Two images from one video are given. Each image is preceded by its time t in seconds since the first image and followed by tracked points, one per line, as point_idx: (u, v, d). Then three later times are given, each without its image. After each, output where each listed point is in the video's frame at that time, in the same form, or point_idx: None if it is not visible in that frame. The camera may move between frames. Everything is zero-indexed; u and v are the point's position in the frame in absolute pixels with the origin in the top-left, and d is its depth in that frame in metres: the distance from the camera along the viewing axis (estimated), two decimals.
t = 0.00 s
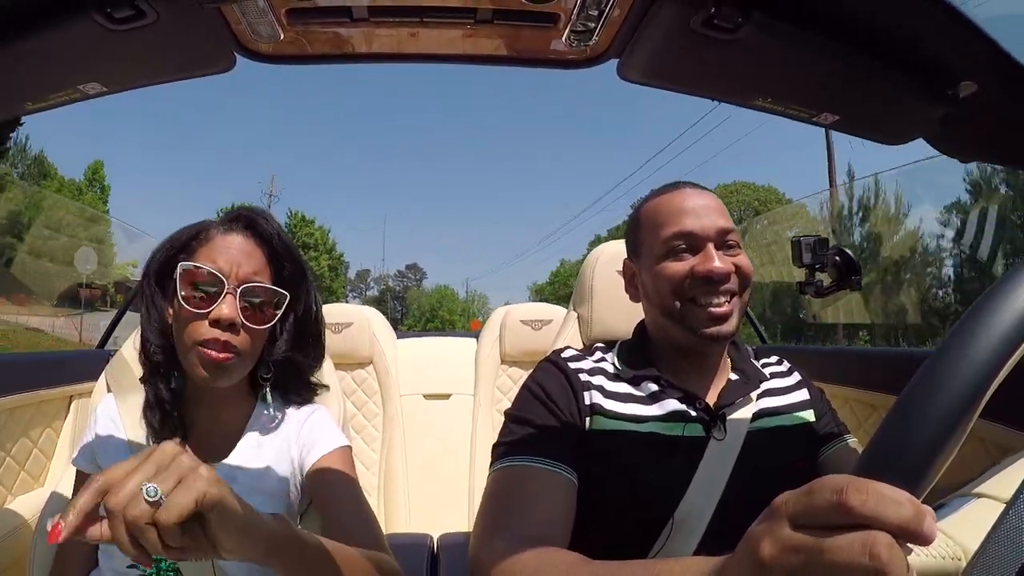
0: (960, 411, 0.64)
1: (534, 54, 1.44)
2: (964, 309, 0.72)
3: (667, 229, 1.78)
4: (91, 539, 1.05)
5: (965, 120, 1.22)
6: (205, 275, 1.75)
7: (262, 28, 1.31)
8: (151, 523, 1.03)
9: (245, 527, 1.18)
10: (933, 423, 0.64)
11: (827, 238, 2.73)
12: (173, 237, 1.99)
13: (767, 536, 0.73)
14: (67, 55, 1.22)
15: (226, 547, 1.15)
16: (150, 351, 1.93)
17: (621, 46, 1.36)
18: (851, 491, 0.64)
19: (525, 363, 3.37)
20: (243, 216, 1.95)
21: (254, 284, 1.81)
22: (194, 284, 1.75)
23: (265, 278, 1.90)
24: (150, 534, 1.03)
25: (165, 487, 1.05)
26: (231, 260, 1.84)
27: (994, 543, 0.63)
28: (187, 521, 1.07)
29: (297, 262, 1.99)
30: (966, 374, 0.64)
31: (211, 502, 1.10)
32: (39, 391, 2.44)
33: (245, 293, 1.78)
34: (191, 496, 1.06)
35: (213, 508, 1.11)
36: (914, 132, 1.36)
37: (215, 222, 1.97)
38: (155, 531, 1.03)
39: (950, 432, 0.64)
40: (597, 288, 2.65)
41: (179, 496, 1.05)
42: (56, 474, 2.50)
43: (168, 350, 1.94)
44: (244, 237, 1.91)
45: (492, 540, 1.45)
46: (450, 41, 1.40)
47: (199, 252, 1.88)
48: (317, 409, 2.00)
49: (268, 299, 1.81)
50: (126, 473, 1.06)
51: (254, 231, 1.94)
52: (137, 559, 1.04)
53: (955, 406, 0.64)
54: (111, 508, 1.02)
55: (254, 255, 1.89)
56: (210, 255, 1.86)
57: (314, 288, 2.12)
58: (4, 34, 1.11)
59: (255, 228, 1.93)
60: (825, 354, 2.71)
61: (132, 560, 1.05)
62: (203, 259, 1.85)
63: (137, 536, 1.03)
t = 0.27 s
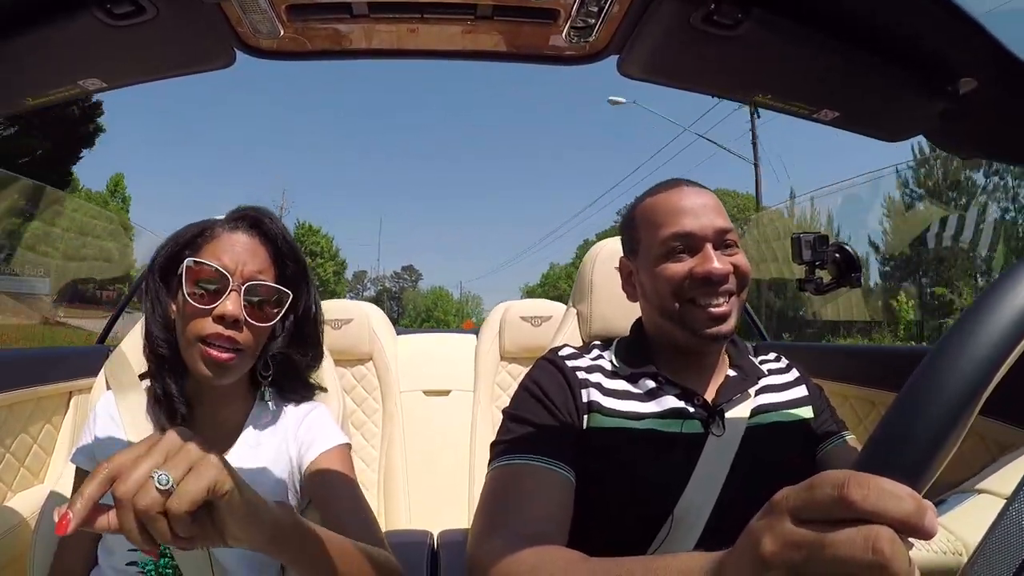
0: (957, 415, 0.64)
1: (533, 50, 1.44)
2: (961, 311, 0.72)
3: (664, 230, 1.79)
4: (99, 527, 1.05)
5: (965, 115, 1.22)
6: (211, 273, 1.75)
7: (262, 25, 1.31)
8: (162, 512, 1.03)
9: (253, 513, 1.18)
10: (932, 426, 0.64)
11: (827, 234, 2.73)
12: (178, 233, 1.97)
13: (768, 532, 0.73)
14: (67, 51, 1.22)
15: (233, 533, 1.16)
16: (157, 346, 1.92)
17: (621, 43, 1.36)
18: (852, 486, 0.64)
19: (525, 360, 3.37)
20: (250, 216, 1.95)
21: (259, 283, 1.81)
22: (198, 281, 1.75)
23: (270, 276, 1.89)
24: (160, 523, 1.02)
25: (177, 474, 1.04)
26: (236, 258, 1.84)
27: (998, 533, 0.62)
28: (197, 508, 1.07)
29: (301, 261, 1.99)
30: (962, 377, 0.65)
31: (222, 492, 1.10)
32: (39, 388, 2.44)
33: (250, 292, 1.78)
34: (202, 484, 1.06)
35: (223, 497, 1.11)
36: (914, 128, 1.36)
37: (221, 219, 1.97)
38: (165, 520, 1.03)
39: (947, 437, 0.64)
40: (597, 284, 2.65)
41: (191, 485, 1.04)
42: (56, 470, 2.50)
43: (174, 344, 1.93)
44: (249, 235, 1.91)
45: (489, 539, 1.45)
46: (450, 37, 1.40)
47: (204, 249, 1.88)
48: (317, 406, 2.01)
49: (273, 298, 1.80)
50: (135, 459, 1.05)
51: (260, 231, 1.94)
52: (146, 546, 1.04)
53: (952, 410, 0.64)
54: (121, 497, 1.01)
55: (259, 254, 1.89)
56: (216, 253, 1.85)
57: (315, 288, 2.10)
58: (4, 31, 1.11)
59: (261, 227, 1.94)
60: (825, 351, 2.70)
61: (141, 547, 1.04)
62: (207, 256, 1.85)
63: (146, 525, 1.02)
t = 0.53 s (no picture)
0: (957, 417, 0.64)
1: (533, 51, 1.44)
2: (958, 313, 0.72)
3: (660, 235, 1.78)
4: (94, 524, 1.03)
5: (966, 116, 1.22)
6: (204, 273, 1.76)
7: (262, 27, 1.31)
8: (155, 510, 1.02)
9: (247, 513, 1.18)
10: (932, 427, 0.64)
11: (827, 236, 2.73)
12: (173, 237, 1.98)
13: (774, 525, 0.71)
14: (68, 53, 1.22)
15: (229, 533, 1.15)
16: (150, 351, 1.92)
17: (622, 44, 1.36)
18: (861, 474, 0.64)
19: (525, 361, 3.37)
20: (242, 216, 1.95)
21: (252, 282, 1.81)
22: (192, 282, 1.75)
23: (263, 275, 1.90)
24: (154, 520, 1.02)
25: (170, 473, 1.04)
26: (228, 258, 1.84)
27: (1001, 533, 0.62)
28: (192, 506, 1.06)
29: (294, 258, 2.00)
30: (962, 378, 0.64)
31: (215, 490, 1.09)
32: (39, 389, 2.44)
33: (242, 292, 1.78)
34: (196, 483, 1.05)
35: (216, 494, 1.10)
36: (914, 129, 1.36)
37: (215, 222, 1.97)
38: (158, 517, 1.03)
39: (948, 437, 0.64)
40: (597, 286, 2.65)
41: (185, 483, 1.04)
42: (56, 472, 2.50)
43: (167, 349, 1.93)
44: (242, 235, 1.91)
45: (488, 541, 1.45)
46: (450, 39, 1.40)
47: (197, 251, 1.88)
48: (317, 409, 2.00)
49: (266, 297, 1.81)
50: (130, 457, 1.05)
51: (253, 231, 1.93)
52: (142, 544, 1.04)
53: (952, 411, 0.64)
54: (116, 494, 1.01)
55: (252, 253, 1.89)
56: (208, 253, 1.86)
57: (313, 286, 2.12)
58: (5, 32, 1.11)
59: (253, 227, 1.93)
60: (825, 353, 2.70)
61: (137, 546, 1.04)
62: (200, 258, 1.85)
63: (140, 522, 1.02)
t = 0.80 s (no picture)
0: (955, 415, 0.64)
1: (532, 50, 1.43)
2: (957, 311, 0.72)
3: (664, 230, 1.79)
4: (105, 488, 1.08)
5: (965, 116, 1.22)
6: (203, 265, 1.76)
7: (261, 26, 1.31)
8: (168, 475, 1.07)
9: (257, 489, 1.22)
10: (931, 425, 0.64)
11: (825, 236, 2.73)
12: (171, 236, 1.99)
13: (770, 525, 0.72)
14: (66, 52, 1.22)
15: (235, 507, 1.19)
16: (156, 345, 1.91)
17: (621, 43, 1.36)
18: (838, 467, 0.64)
19: (524, 361, 3.37)
20: (241, 211, 1.97)
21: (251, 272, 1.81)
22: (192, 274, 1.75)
23: (262, 268, 1.91)
24: (166, 484, 1.06)
25: (184, 440, 1.08)
26: (228, 251, 1.85)
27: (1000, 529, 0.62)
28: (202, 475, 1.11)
29: (292, 253, 2.01)
30: (960, 375, 0.65)
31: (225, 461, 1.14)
32: (38, 388, 2.44)
33: (242, 282, 1.78)
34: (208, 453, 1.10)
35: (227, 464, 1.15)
36: (913, 129, 1.36)
37: (211, 219, 1.97)
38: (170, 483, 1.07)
39: (947, 435, 0.64)
40: (596, 286, 2.65)
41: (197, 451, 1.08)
42: (54, 471, 2.49)
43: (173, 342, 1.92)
44: (241, 230, 1.93)
45: (485, 540, 1.45)
46: (449, 38, 1.40)
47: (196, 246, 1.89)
48: (318, 406, 2.01)
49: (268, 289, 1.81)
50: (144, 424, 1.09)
51: (255, 226, 1.95)
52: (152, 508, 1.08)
53: (951, 408, 0.64)
54: (131, 458, 1.05)
55: (250, 247, 1.90)
56: (207, 248, 1.86)
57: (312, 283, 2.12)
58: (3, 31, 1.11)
59: (250, 220, 1.96)
60: (824, 352, 2.71)
61: (146, 511, 1.08)
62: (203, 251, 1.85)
63: (151, 487, 1.06)
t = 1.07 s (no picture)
0: (955, 413, 0.64)
1: (530, 50, 1.44)
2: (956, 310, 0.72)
3: (666, 229, 1.79)
4: (115, 449, 1.11)
5: (965, 115, 1.23)
6: (203, 266, 1.76)
7: (260, 26, 1.31)
8: (177, 437, 1.11)
9: (264, 462, 1.23)
10: (932, 423, 0.64)
11: (824, 235, 2.73)
12: (167, 237, 1.99)
13: (761, 532, 0.75)
14: (66, 53, 1.22)
15: (240, 479, 1.21)
16: (153, 350, 1.92)
17: (620, 43, 1.35)
18: (830, 481, 0.66)
19: (523, 361, 3.37)
20: (236, 212, 1.97)
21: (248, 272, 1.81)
22: (189, 274, 1.75)
23: (259, 268, 1.91)
24: (172, 447, 1.10)
25: (195, 407, 1.11)
26: (224, 252, 1.85)
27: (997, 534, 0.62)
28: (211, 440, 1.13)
29: (289, 251, 2.02)
30: (962, 373, 0.65)
31: (235, 429, 1.15)
32: (37, 389, 2.44)
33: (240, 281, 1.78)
34: (217, 420, 1.11)
35: (237, 433, 1.16)
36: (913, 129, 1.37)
37: (206, 219, 1.98)
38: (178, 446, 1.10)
39: (948, 434, 0.64)
40: (595, 286, 2.65)
41: (206, 417, 1.10)
42: (53, 472, 2.49)
43: (168, 347, 1.92)
44: (236, 230, 1.93)
45: (483, 540, 1.45)
46: (448, 38, 1.40)
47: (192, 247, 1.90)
48: (314, 407, 2.01)
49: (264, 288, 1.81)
50: (158, 392, 1.13)
51: (249, 226, 1.96)
52: (160, 472, 1.11)
53: (953, 406, 0.64)
54: (145, 420, 1.09)
55: (246, 246, 1.90)
56: (204, 249, 1.87)
57: (307, 281, 2.12)
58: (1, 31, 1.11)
59: (246, 219, 1.96)
60: (823, 352, 2.71)
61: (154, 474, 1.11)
62: (196, 254, 1.85)
63: (159, 450, 1.10)
